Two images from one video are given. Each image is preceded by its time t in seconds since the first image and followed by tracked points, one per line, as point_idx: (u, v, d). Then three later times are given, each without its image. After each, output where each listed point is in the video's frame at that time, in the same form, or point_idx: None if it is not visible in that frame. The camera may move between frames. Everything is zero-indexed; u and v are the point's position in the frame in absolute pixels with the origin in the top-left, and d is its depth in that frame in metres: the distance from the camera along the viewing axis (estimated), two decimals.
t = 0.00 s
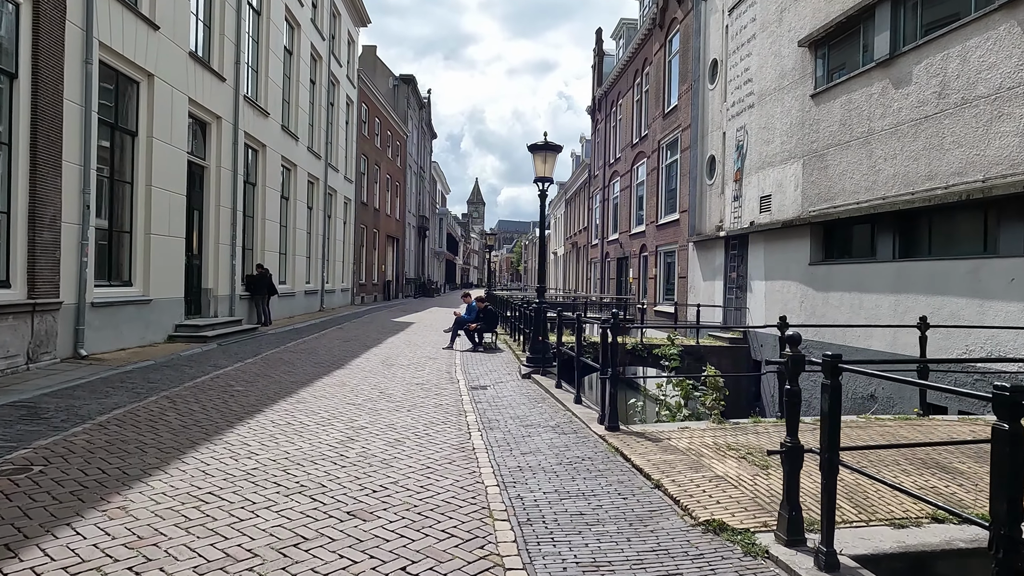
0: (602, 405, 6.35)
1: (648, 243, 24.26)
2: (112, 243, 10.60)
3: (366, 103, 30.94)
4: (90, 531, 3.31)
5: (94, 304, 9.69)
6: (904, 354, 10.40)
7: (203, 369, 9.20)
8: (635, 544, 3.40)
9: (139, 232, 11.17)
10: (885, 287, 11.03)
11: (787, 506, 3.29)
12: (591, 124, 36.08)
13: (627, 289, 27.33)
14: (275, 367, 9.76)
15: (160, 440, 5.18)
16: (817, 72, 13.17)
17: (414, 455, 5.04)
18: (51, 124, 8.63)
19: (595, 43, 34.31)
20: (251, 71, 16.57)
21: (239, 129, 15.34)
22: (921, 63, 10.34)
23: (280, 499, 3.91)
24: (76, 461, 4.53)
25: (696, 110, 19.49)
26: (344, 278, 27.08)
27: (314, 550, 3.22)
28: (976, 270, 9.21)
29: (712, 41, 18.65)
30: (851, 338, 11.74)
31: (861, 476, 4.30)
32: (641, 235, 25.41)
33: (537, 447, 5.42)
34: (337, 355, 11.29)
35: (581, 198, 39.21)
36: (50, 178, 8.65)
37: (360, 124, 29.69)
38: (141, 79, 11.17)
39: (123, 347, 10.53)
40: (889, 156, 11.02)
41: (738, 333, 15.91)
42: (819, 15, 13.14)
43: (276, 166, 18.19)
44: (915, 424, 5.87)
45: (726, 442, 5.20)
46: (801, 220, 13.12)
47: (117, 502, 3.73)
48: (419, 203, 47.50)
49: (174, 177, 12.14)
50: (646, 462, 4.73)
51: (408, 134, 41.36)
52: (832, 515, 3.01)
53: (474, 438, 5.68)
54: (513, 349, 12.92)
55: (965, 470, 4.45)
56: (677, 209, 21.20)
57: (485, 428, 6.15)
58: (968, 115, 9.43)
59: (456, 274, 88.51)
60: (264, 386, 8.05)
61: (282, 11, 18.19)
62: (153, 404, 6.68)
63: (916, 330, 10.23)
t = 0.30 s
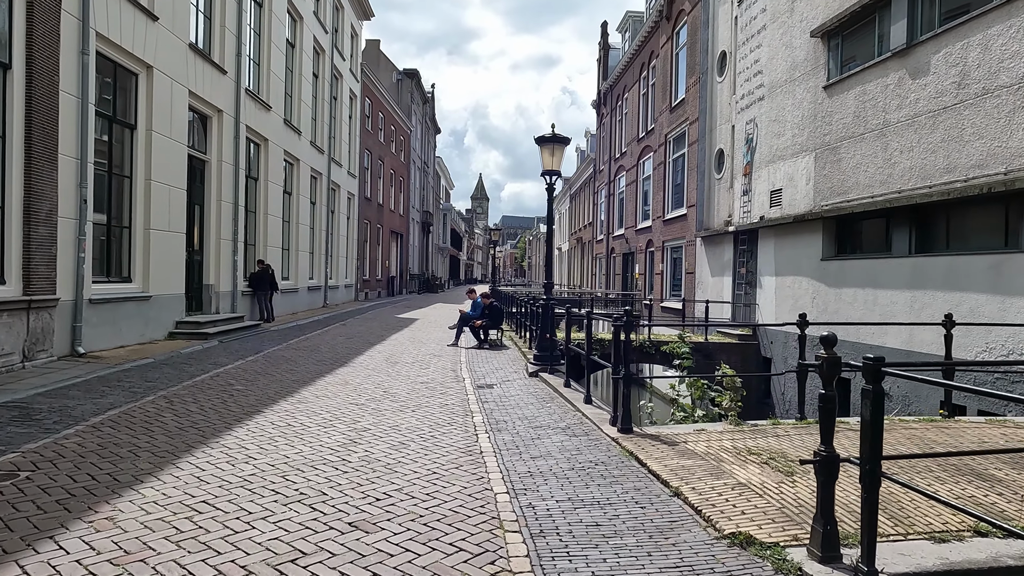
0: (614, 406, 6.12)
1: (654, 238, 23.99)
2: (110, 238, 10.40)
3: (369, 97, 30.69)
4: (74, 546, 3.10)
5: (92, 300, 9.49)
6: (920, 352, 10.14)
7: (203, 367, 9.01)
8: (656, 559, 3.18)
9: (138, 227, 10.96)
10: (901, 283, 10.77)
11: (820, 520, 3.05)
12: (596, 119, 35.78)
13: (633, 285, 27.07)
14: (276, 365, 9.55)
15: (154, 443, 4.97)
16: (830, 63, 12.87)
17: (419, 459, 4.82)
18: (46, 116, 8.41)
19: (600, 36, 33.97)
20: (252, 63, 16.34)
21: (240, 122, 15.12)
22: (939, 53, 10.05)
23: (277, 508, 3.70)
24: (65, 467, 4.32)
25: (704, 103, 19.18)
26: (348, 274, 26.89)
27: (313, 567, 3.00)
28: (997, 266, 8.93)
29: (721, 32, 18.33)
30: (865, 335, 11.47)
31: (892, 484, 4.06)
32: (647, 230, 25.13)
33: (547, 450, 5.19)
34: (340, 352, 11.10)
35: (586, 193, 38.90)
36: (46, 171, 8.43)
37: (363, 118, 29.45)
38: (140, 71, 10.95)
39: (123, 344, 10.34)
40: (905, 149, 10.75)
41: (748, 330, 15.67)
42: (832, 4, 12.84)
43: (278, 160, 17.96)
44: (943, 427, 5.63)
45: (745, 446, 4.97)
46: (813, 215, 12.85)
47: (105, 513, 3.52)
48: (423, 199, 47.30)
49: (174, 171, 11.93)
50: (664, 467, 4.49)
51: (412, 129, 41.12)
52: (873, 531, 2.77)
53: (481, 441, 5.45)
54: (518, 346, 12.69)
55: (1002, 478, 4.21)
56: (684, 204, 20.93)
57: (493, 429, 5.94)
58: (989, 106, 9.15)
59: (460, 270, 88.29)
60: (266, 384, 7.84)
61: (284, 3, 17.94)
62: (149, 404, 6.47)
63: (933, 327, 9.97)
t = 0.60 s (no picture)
0: (631, 405, 5.89)
1: (663, 234, 23.71)
2: (113, 233, 10.22)
3: (376, 93, 30.49)
4: (61, 557, 2.88)
5: (94, 297, 9.31)
6: (941, 350, 9.85)
7: (206, 365, 8.81)
8: (686, 573, 2.94)
9: (141, 222, 10.79)
10: (921, 279, 10.48)
11: (865, 532, 2.81)
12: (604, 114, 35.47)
13: (642, 282, 26.80)
14: (281, 362, 9.36)
15: (152, 444, 4.76)
16: (847, 54, 12.57)
17: (429, 462, 4.60)
18: (46, 108, 8.23)
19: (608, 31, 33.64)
20: (258, 57, 16.15)
21: (245, 117, 14.93)
22: (962, 42, 9.75)
23: (279, 515, 3.48)
24: (58, 470, 4.11)
25: (715, 97, 18.89)
26: (355, 271, 26.72)
27: None
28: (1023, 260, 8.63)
29: (733, 25, 18.02)
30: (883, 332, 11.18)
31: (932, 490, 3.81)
32: (656, 227, 24.85)
33: (562, 452, 4.96)
34: (346, 350, 10.90)
35: (594, 190, 38.62)
36: (46, 164, 8.25)
37: (370, 114, 29.26)
38: (143, 63, 10.77)
39: (126, 342, 10.17)
40: (926, 141, 10.45)
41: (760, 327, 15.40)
42: None
43: (284, 156, 17.78)
44: (977, 429, 5.37)
45: (771, 448, 4.72)
46: (829, 209, 12.56)
47: (96, 520, 3.30)
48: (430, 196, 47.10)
49: (177, 166, 11.75)
50: (686, 471, 4.25)
51: (418, 125, 40.92)
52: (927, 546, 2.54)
53: (493, 442, 5.23)
54: (527, 344, 12.46)
55: None
56: (694, 200, 20.64)
57: (504, 430, 5.71)
58: (1015, 96, 8.85)
59: (467, 267, 88.15)
60: (270, 383, 7.65)
61: None
62: (149, 402, 6.27)
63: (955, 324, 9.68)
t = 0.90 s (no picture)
0: (649, 411, 5.63)
1: (675, 233, 23.41)
2: (118, 232, 10.06)
3: (384, 91, 30.31)
4: None
5: (98, 296, 9.14)
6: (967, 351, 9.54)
7: (211, 367, 8.62)
8: None
9: (147, 221, 10.63)
10: (945, 278, 10.16)
11: (922, 557, 2.57)
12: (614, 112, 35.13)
13: (653, 281, 26.50)
14: (288, 363, 9.16)
15: (152, 452, 4.55)
16: (866, 47, 12.25)
17: (440, 471, 4.37)
18: (49, 103, 8.06)
19: (619, 27, 33.32)
20: (265, 54, 15.98)
21: (253, 114, 14.76)
22: (990, 32, 9.42)
23: (281, 532, 3.25)
24: (50, 479, 3.90)
25: (728, 93, 18.57)
26: (363, 270, 26.56)
27: None
28: None
29: (747, 19, 17.69)
30: (905, 333, 10.85)
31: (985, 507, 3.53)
32: (667, 226, 24.55)
33: (579, 461, 4.72)
34: (354, 351, 10.70)
35: (603, 188, 38.30)
36: (48, 162, 8.07)
37: (378, 113, 29.09)
38: (148, 59, 10.61)
39: (130, 342, 10.00)
40: (951, 136, 10.12)
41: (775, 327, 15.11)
42: None
43: (292, 154, 17.61)
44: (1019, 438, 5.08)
45: (802, 457, 4.46)
46: (848, 206, 12.25)
47: (86, 537, 3.09)
48: (439, 195, 46.95)
49: (184, 164, 11.59)
50: (713, 483, 3.99)
51: (427, 124, 40.74)
52: None
53: (507, 450, 4.99)
54: (538, 344, 12.21)
55: None
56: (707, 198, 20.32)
57: (518, 436, 5.47)
58: None
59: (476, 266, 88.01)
60: (276, 385, 7.44)
61: None
62: (151, 406, 6.07)
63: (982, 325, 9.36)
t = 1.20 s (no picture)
0: (671, 416, 5.38)
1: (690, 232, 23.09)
2: (126, 231, 9.94)
3: (396, 90, 30.18)
4: None
5: (105, 296, 9.00)
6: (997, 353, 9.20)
7: (219, 367, 8.45)
8: None
9: (156, 219, 10.50)
10: (973, 278, 9.82)
11: None
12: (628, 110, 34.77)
13: (667, 281, 26.19)
14: (297, 364, 8.99)
15: (152, 458, 4.36)
16: (890, 41, 11.91)
17: (452, 480, 4.15)
18: (55, 99, 7.92)
19: (632, 25, 32.99)
20: (277, 52, 15.85)
21: (263, 112, 14.63)
22: (1022, 23, 9.08)
23: (283, 547, 3.04)
24: (44, 488, 3.72)
25: (745, 90, 18.25)
26: (375, 269, 26.43)
27: None
28: None
29: (765, 14, 17.35)
30: (931, 334, 10.51)
31: None
32: (682, 225, 24.22)
33: (599, 470, 4.48)
34: (365, 352, 10.52)
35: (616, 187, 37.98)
36: (53, 158, 7.93)
37: (390, 112, 28.97)
38: (157, 55, 10.49)
39: (138, 342, 9.87)
40: (980, 131, 9.78)
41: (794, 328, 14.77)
42: None
43: (303, 153, 17.48)
44: None
45: (837, 468, 4.19)
46: (871, 204, 11.91)
47: (75, 552, 2.90)
48: (450, 194, 46.80)
49: (193, 162, 11.46)
50: (744, 496, 3.73)
51: (439, 123, 40.59)
52: None
53: (522, 458, 4.75)
54: (552, 345, 11.98)
55: None
56: (723, 196, 19.98)
57: (534, 442, 5.24)
58: None
59: (488, 267, 87.86)
60: (285, 387, 7.26)
61: None
62: (155, 409, 5.89)
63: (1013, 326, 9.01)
